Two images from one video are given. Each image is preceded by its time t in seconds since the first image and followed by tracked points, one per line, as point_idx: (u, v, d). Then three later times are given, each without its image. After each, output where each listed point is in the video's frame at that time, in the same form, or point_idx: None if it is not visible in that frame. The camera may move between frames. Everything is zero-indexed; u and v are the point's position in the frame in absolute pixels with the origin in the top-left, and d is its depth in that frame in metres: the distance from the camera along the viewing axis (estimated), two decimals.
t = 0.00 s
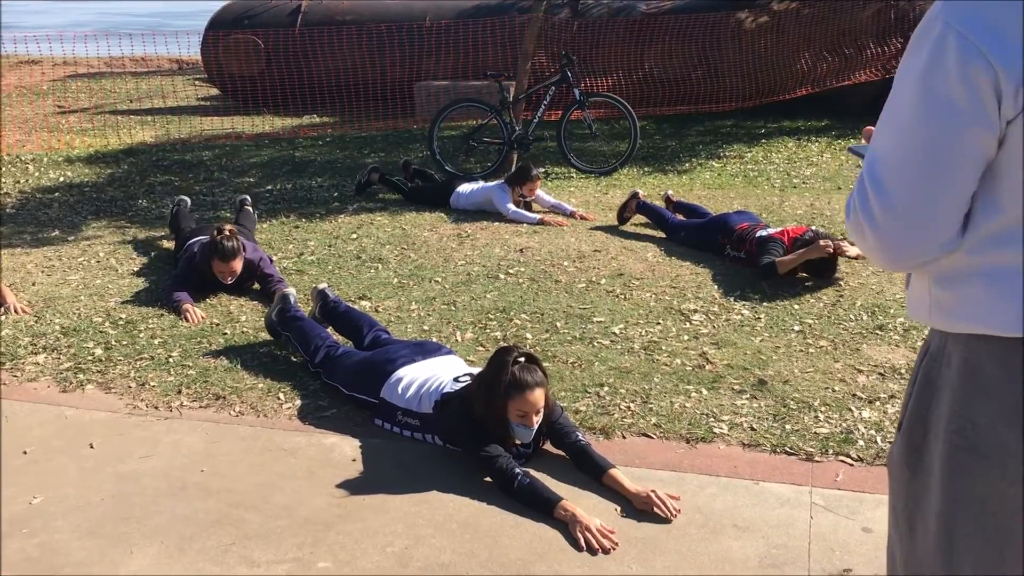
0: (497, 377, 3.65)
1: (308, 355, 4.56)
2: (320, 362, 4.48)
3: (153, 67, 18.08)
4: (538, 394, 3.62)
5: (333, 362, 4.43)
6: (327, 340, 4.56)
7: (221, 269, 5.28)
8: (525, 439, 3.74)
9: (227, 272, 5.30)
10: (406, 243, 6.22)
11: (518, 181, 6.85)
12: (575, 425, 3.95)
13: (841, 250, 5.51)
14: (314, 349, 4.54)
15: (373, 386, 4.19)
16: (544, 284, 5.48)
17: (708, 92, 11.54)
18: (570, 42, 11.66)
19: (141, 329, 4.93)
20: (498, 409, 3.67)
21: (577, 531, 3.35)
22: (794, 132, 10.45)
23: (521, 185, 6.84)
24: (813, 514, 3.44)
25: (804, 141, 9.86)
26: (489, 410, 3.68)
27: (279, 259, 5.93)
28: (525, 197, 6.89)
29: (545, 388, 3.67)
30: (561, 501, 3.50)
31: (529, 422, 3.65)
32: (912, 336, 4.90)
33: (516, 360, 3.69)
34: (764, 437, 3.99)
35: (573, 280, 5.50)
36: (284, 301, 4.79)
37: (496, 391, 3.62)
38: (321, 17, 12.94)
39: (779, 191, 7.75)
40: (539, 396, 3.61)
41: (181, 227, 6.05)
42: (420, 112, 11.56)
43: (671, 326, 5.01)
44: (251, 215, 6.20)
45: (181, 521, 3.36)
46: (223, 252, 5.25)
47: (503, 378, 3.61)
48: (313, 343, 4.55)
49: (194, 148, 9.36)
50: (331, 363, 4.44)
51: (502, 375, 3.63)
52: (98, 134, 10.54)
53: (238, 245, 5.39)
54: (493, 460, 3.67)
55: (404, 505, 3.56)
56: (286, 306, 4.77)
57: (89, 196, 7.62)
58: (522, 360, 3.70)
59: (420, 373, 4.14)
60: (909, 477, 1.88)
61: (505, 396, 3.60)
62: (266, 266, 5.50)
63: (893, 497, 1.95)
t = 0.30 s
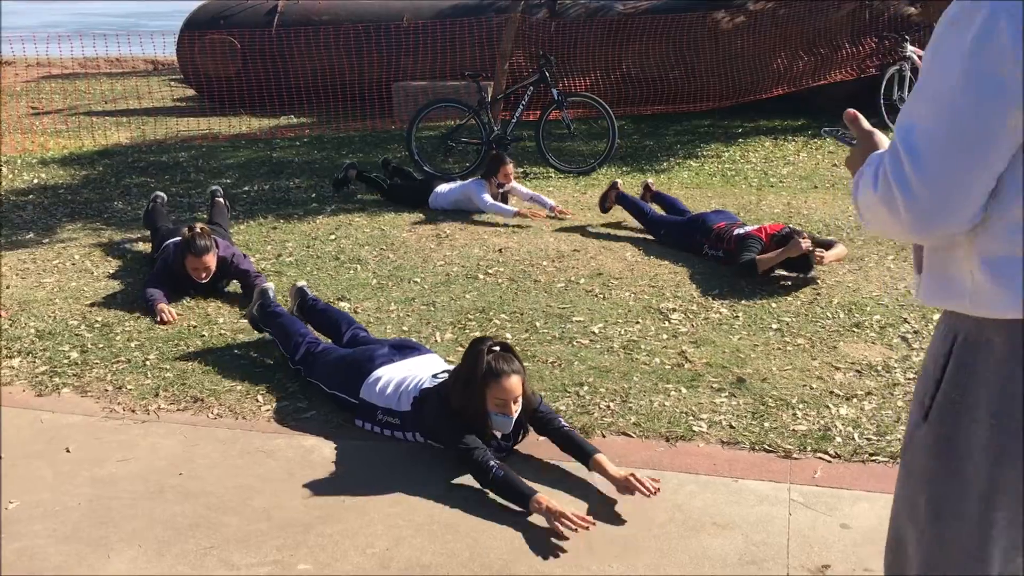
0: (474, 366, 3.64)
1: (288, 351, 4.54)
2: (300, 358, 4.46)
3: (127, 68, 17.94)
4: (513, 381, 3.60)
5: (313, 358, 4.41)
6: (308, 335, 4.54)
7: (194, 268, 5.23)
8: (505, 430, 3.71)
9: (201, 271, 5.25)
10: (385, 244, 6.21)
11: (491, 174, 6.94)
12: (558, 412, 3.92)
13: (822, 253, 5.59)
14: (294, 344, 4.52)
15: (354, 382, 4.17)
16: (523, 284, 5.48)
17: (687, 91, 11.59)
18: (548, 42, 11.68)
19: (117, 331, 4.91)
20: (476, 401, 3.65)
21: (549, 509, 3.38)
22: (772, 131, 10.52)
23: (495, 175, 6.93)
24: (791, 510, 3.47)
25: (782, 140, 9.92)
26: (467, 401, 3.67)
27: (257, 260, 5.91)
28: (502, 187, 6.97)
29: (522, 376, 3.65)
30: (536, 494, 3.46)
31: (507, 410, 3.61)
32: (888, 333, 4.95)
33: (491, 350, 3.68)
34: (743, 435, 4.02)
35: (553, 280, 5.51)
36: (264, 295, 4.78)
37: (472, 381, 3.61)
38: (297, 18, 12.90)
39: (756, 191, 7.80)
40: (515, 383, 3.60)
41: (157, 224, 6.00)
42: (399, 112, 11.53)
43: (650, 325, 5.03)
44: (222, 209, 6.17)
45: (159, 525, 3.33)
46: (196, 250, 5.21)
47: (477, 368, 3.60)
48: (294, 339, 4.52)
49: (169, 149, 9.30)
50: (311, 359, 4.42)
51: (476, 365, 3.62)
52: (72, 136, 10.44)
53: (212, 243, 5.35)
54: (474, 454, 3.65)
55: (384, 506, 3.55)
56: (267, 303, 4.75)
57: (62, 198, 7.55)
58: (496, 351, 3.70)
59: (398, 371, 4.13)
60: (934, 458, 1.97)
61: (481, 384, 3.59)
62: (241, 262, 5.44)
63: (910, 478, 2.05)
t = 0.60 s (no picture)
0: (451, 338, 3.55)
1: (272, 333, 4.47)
2: (283, 342, 4.40)
3: (102, 69, 17.79)
4: (493, 356, 3.50)
5: (296, 344, 4.36)
6: (292, 320, 4.49)
7: (169, 253, 5.10)
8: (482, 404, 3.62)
9: (175, 257, 5.12)
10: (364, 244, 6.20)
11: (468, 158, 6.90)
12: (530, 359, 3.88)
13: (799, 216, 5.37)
14: (278, 327, 4.47)
15: (338, 370, 4.11)
16: (503, 284, 5.49)
17: (666, 90, 11.63)
18: (527, 42, 11.69)
19: (93, 334, 4.88)
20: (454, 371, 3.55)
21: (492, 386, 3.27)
22: (750, 130, 10.57)
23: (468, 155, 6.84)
24: (770, 507, 3.49)
25: (760, 139, 9.97)
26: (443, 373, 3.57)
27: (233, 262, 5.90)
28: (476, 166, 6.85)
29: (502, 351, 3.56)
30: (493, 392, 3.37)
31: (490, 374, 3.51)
32: (865, 330, 4.99)
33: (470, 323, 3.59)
34: (722, 433, 4.04)
35: (532, 280, 5.52)
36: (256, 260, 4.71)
37: (449, 354, 3.51)
38: (275, 18, 12.85)
39: (735, 189, 7.84)
40: (495, 357, 3.50)
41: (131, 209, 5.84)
42: (377, 112, 11.50)
43: (629, 324, 5.06)
44: (191, 190, 6.02)
45: (137, 529, 3.31)
46: (172, 236, 5.09)
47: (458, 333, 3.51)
48: (279, 321, 4.46)
49: (146, 150, 9.23)
50: (293, 345, 4.36)
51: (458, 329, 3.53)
52: (47, 137, 10.34)
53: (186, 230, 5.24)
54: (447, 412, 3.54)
55: (363, 505, 3.53)
56: (257, 268, 4.68)
57: (37, 199, 7.48)
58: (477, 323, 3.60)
59: (377, 367, 4.03)
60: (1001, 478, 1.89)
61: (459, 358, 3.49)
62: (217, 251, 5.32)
63: (980, 506, 1.95)
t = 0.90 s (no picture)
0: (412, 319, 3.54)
1: (248, 336, 4.46)
2: (260, 344, 4.38)
3: (80, 69, 17.65)
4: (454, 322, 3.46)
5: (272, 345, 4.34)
6: (269, 323, 4.48)
7: (154, 250, 5.08)
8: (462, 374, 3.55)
9: (160, 255, 5.10)
10: (346, 244, 6.18)
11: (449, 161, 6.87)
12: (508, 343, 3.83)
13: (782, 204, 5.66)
14: (255, 331, 4.45)
15: (318, 370, 4.10)
16: (485, 283, 5.49)
17: (648, 89, 11.66)
18: (509, 41, 11.70)
19: (74, 335, 4.85)
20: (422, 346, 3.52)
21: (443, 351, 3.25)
22: (733, 129, 10.62)
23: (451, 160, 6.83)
24: (753, 504, 3.50)
25: (742, 138, 10.01)
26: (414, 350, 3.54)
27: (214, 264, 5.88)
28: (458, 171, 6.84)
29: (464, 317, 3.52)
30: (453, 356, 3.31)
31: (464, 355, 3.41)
32: (846, 328, 5.02)
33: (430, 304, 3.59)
34: (705, 431, 4.05)
35: (515, 279, 5.52)
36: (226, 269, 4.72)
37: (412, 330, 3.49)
38: (255, 17, 12.81)
39: (716, 188, 7.87)
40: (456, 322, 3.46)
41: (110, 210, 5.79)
42: (359, 112, 11.47)
43: (612, 323, 5.08)
44: (174, 190, 5.99)
45: (119, 531, 3.29)
46: (156, 233, 5.07)
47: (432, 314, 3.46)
48: (256, 325, 4.45)
49: (126, 150, 9.17)
50: (270, 345, 4.34)
51: (435, 310, 3.48)
52: (25, 137, 10.25)
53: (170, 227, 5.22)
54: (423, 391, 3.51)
55: (347, 505, 3.52)
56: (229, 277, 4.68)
57: (15, 200, 7.42)
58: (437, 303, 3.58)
59: (359, 364, 4.03)
60: None
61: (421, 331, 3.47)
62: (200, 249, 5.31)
63: None
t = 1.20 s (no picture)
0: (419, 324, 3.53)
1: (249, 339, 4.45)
2: (261, 348, 4.37)
3: (81, 73, 17.66)
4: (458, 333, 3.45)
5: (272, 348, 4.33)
6: (270, 327, 4.47)
7: (153, 254, 5.06)
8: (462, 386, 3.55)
9: (160, 259, 5.08)
10: (347, 247, 6.19)
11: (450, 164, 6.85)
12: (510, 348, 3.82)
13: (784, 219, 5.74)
14: (255, 334, 4.44)
15: (318, 375, 4.09)
16: (486, 286, 5.49)
17: (648, 92, 11.67)
18: (509, 45, 11.72)
19: (74, 340, 4.85)
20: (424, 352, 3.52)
21: (441, 361, 3.26)
22: (733, 131, 10.62)
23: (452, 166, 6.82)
24: (754, 506, 3.50)
25: (742, 140, 10.01)
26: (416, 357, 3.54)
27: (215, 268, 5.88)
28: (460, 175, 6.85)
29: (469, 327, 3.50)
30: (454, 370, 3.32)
31: (464, 368, 3.40)
32: (847, 330, 5.02)
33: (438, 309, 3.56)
34: (705, 433, 4.05)
35: (516, 282, 5.52)
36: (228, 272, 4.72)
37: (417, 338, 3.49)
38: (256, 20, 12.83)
39: (717, 190, 7.86)
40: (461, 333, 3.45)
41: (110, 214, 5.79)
42: (359, 115, 11.48)
43: (613, 326, 5.08)
44: (175, 194, 5.98)
45: (119, 535, 3.29)
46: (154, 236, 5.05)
47: (439, 324, 3.45)
48: (255, 329, 4.44)
49: (126, 154, 9.18)
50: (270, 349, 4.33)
51: (442, 319, 3.48)
52: (26, 141, 10.27)
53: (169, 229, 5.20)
54: (419, 400, 3.53)
55: (347, 508, 3.51)
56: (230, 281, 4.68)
57: (16, 204, 7.44)
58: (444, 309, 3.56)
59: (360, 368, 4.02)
60: None
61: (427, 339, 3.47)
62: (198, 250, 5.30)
63: None
